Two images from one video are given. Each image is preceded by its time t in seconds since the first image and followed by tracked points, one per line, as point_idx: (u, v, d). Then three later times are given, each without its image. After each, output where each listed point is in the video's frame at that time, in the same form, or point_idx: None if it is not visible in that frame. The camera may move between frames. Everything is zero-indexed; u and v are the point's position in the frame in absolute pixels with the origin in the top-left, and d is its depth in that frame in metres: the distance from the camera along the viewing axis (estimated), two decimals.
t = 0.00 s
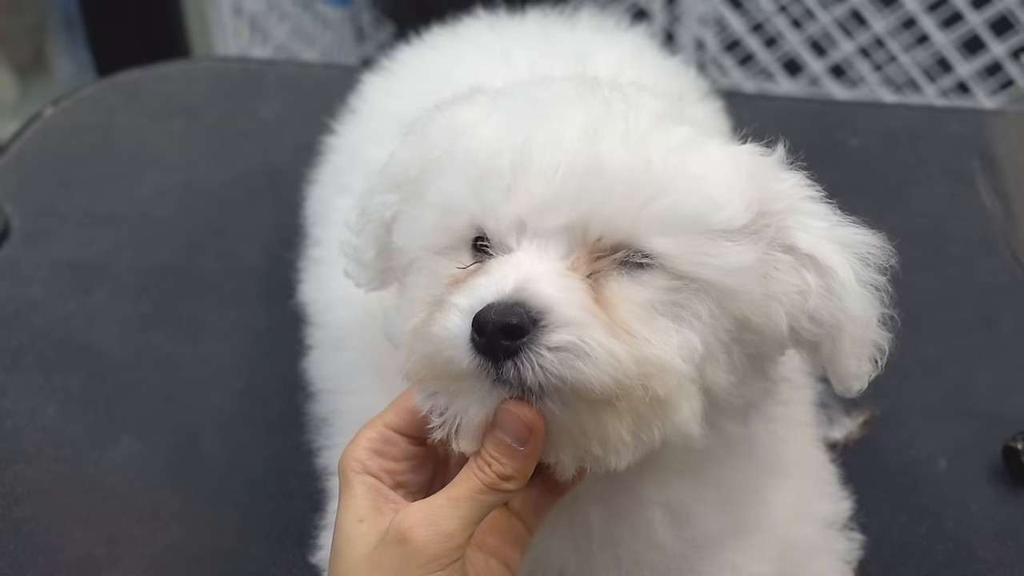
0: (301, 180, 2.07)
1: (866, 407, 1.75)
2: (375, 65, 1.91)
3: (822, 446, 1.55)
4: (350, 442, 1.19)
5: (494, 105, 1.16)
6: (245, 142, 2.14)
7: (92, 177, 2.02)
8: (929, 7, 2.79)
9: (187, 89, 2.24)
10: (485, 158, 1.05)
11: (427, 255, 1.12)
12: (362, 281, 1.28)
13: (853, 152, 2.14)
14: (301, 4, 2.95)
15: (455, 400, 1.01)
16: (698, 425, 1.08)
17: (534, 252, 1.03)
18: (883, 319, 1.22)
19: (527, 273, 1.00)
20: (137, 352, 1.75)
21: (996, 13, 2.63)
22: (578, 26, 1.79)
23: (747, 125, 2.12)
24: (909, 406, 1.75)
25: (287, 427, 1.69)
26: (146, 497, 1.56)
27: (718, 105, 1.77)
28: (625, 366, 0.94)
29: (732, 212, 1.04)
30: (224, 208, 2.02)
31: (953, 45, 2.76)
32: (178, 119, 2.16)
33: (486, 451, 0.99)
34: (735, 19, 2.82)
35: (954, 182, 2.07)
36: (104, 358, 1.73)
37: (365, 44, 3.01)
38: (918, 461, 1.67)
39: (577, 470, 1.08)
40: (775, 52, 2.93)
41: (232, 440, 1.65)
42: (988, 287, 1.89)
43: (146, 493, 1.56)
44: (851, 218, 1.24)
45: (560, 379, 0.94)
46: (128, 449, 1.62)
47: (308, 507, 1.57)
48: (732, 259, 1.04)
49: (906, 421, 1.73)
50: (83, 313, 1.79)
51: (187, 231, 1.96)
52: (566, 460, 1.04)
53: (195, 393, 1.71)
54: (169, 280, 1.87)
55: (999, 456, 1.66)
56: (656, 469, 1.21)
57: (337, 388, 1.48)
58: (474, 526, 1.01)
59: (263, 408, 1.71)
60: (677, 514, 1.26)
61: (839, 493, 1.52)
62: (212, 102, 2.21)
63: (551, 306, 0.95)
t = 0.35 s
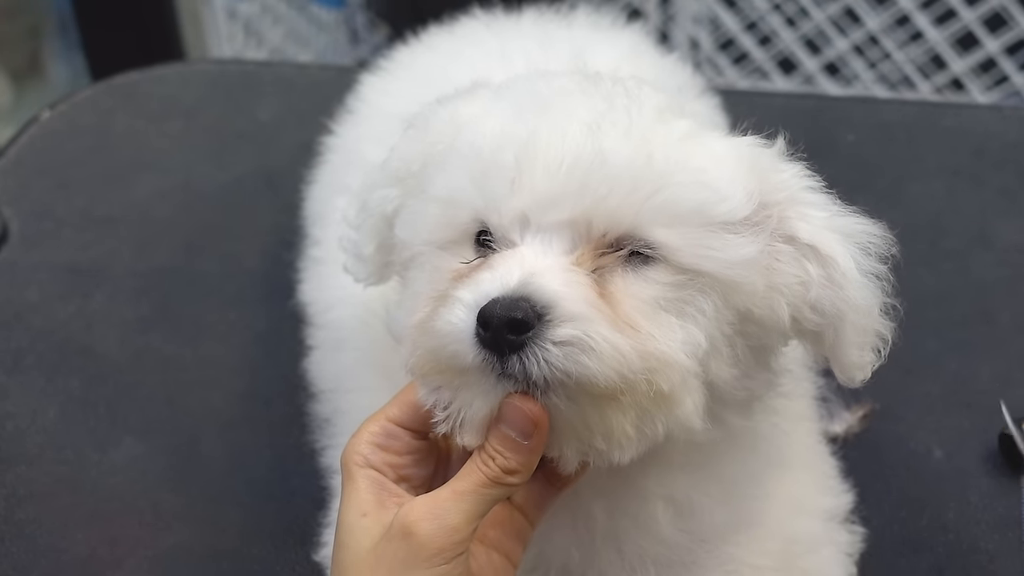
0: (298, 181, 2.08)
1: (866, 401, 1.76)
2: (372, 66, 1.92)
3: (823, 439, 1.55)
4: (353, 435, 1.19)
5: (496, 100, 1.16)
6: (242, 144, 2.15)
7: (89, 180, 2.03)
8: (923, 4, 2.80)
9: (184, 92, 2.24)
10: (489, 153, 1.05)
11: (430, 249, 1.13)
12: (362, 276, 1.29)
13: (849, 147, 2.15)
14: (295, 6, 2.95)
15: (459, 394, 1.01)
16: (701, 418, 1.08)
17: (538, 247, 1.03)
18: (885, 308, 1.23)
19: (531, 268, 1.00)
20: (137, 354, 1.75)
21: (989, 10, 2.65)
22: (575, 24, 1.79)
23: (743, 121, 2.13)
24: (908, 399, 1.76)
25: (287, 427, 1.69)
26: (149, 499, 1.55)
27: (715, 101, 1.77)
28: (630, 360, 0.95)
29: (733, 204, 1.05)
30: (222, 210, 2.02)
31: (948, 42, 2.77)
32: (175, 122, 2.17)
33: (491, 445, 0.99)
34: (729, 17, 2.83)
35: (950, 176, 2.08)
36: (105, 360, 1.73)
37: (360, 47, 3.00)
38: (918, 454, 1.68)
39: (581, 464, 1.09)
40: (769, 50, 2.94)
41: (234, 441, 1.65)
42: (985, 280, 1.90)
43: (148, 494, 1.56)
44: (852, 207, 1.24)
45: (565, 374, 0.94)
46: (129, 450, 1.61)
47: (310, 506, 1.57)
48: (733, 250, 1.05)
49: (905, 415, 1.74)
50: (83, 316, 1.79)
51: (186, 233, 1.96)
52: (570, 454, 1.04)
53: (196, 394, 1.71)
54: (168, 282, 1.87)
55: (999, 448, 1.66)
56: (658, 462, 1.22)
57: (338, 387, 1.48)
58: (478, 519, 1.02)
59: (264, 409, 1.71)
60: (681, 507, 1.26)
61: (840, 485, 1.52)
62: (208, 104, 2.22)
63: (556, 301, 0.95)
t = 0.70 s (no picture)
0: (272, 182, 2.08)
1: (835, 396, 1.78)
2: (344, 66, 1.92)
3: (793, 433, 1.57)
4: (321, 429, 1.20)
5: (465, 95, 1.18)
6: (215, 145, 2.15)
7: (61, 181, 2.02)
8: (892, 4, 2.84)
9: (156, 94, 2.24)
10: (458, 149, 1.06)
11: (399, 244, 1.14)
12: (332, 271, 1.29)
13: (819, 145, 2.18)
14: (266, 8, 2.98)
15: (425, 388, 1.02)
16: (666, 413, 1.10)
17: (504, 242, 1.04)
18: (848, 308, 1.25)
19: (497, 263, 1.02)
20: (110, 355, 1.75)
21: (957, 9, 2.69)
22: (545, 23, 1.81)
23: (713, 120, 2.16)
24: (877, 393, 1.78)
25: (261, 427, 1.69)
26: (122, 499, 1.55)
27: (684, 99, 1.79)
28: (593, 356, 0.96)
29: (699, 203, 1.07)
30: (195, 211, 2.02)
31: (917, 41, 2.81)
32: (147, 123, 2.17)
33: (455, 439, 0.99)
34: (700, 18, 2.86)
35: (918, 174, 2.11)
36: (78, 362, 1.73)
37: (331, 49, 3.06)
38: (888, 448, 1.70)
39: (546, 458, 1.10)
40: (740, 50, 2.97)
41: (207, 440, 1.66)
42: (952, 275, 1.92)
43: (122, 495, 1.56)
44: (818, 209, 1.26)
45: (529, 369, 0.95)
46: (102, 452, 1.61)
47: (284, 506, 1.58)
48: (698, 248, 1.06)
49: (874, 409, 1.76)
50: (56, 317, 1.79)
51: (159, 235, 1.96)
52: (535, 449, 1.05)
53: (169, 395, 1.71)
54: (141, 283, 1.87)
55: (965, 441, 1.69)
56: (627, 459, 1.23)
57: (310, 386, 1.49)
58: (443, 513, 1.03)
59: (238, 409, 1.71)
60: (651, 504, 1.27)
61: (810, 478, 1.54)
62: (181, 106, 2.22)
63: (521, 296, 0.97)
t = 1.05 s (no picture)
0: (254, 184, 2.08)
1: (815, 392, 1.80)
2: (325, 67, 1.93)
3: (773, 429, 1.58)
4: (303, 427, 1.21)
5: (445, 98, 1.18)
6: (197, 146, 2.15)
7: (42, 184, 2.02)
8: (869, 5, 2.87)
9: (137, 97, 2.24)
10: (436, 150, 1.07)
11: (380, 245, 1.15)
12: (314, 273, 1.30)
13: (797, 144, 2.20)
14: (244, 10, 2.91)
15: (406, 386, 1.03)
16: (644, 410, 1.11)
17: (485, 241, 1.05)
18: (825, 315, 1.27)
19: (476, 262, 1.03)
20: (92, 357, 1.75)
21: (933, 9, 2.72)
22: (525, 24, 1.82)
23: (691, 120, 2.18)
24: (856, 389, 1.80)
25: (245, 428, 1.69)
26: (106, 501, 1.56)
27: (663, 99, 1.81)
28: (572, 354, 0.97)
29: (678, 206, 1.07)
30: (178, 213, 2.02)
31: (894, 41, 2.84)
32: (128, 125, 2.17)
33: (437, 437, 1.00)
34: (678, 19, 2.88)
35: (895, 171, 2.14)
36: (60, 365, 1.73)
37: (310, 52, 3.00)
38: (867, 444, 1.72)
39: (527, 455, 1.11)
40: (718, 51, 3.00)
41: (191, 441, 1.66)
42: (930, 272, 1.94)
43: (106, 496, 1.56)
44: (796, 218, 1.28)
45: (510, 367, 0.96)
46: (85, 453, 1.61)
47: (269, 506, 1.58)
48: (677, 251, 1.07)
49: (853, 404, 1.78)
50: (37, 320, 1.79)
51: (141, 237, 1.97)
52: (516, 446, 1.06)
53: (153, 397, 1.71)
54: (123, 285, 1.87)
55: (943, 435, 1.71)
56: (607, 454, 1.23)
57: (293, 387, 1.50)
58: (424, 510, 1.04)
59: (221, 410, 1.71)
60: (631, 499, 1.28)
61: (790, 474, 1.55)
62: (162, 108, 2.22)
63: (500, 295, 0.98)
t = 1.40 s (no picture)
0: (248, 184, 2.09)
1: (808, 390, 1.81)
2: (318, 68, 1.93)
3: (765, 426, 1.59)
4: (299, 424, 1.22)
5: (441, 96, 1.19)
6: (190, 147, 2.16)
7: (36, 185, 2.03)
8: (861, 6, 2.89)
9: (130, 98, 2.25)
10: (433, 149, 1.08)
11: (376, 243, 1.15)
12: (308, 271, 1.31)
13: (788, 144, 2.22)
14: (238, 13, 2.91)
15: (404, 383, 1.03)
16: (640, 407, 1.12)
17: (482, 239, 1.06)
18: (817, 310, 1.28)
19: (473, 260, 1.03)
20: (87, 357, 1.75)
21: (926, 10, 2.74)
22: (518, 25, 1.83)
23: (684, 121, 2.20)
24: (847, 388, 1.82)
25: (240, 427, 1.70)
26: (101, 500, 1.56)
27: (656, 99, 1.82)
28: (569, 351, 0.98)
29: (674, 205, 1.08)
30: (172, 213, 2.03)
31: (886, 42, 2.86)
32: (122, 126, 2.18)
33: (433, 435, 1.01)
34: (671, 20, 2.89)
35: (887, 170, 2.15)
36: (54, 364, 1.73)
37: (303, 54, 2.99)
38: (859, 442, 1.73)
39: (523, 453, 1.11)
40: (711, 52, 3.03)
41: (186, 440, 1.66)
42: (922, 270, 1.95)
43: (100, 495, 1.57)
44: (789, 213, 1.29)
45: (507, 364, 0.97)
46: (79, 453, 1.62)
47: (264, 505, 1.58)
48: (672, 247, 1.08)
49: (845, 403, 1.79)
50: (31, 320, 1.80)
51: (135, 238, 1.97)
52: (512, 444, 1.06)
53: (147, 396, 1.71)
54: (117, 285, 1.88)
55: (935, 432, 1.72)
56: (602, 450, 1.24)
57: (287, 386, 1.51)
58: (421, 507, 1.04)
59: (216, 409, 1.72)
60: (626, 497, 1.29)
61: (782, 471, 1.56)
62: (156, 110, 2.23)
63: (498, 292, 0.98)
